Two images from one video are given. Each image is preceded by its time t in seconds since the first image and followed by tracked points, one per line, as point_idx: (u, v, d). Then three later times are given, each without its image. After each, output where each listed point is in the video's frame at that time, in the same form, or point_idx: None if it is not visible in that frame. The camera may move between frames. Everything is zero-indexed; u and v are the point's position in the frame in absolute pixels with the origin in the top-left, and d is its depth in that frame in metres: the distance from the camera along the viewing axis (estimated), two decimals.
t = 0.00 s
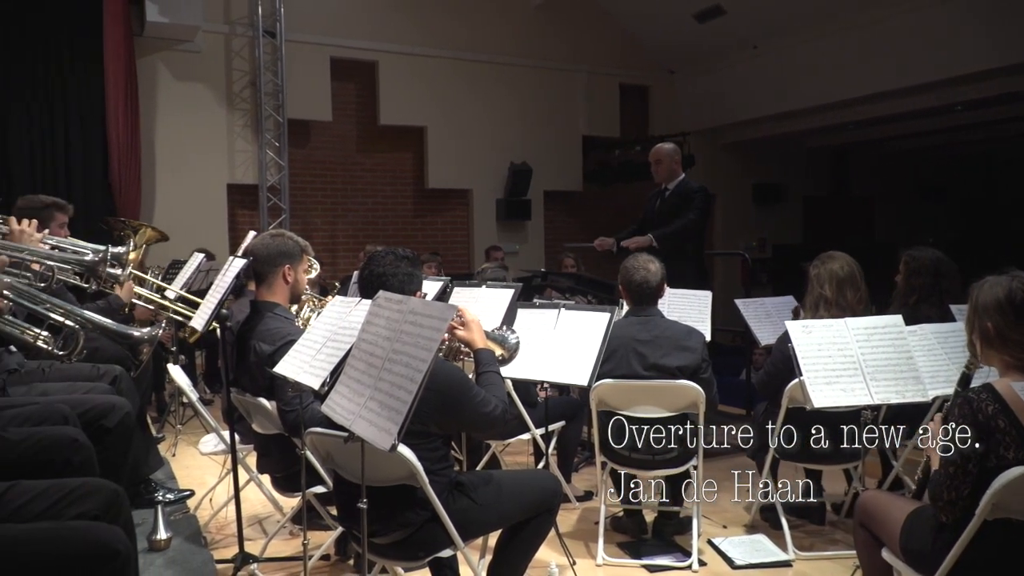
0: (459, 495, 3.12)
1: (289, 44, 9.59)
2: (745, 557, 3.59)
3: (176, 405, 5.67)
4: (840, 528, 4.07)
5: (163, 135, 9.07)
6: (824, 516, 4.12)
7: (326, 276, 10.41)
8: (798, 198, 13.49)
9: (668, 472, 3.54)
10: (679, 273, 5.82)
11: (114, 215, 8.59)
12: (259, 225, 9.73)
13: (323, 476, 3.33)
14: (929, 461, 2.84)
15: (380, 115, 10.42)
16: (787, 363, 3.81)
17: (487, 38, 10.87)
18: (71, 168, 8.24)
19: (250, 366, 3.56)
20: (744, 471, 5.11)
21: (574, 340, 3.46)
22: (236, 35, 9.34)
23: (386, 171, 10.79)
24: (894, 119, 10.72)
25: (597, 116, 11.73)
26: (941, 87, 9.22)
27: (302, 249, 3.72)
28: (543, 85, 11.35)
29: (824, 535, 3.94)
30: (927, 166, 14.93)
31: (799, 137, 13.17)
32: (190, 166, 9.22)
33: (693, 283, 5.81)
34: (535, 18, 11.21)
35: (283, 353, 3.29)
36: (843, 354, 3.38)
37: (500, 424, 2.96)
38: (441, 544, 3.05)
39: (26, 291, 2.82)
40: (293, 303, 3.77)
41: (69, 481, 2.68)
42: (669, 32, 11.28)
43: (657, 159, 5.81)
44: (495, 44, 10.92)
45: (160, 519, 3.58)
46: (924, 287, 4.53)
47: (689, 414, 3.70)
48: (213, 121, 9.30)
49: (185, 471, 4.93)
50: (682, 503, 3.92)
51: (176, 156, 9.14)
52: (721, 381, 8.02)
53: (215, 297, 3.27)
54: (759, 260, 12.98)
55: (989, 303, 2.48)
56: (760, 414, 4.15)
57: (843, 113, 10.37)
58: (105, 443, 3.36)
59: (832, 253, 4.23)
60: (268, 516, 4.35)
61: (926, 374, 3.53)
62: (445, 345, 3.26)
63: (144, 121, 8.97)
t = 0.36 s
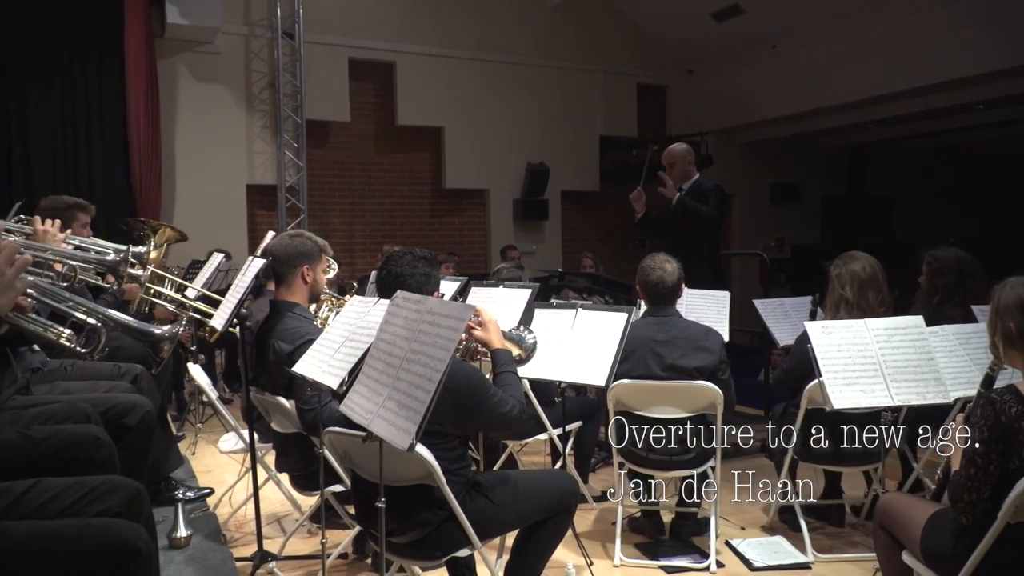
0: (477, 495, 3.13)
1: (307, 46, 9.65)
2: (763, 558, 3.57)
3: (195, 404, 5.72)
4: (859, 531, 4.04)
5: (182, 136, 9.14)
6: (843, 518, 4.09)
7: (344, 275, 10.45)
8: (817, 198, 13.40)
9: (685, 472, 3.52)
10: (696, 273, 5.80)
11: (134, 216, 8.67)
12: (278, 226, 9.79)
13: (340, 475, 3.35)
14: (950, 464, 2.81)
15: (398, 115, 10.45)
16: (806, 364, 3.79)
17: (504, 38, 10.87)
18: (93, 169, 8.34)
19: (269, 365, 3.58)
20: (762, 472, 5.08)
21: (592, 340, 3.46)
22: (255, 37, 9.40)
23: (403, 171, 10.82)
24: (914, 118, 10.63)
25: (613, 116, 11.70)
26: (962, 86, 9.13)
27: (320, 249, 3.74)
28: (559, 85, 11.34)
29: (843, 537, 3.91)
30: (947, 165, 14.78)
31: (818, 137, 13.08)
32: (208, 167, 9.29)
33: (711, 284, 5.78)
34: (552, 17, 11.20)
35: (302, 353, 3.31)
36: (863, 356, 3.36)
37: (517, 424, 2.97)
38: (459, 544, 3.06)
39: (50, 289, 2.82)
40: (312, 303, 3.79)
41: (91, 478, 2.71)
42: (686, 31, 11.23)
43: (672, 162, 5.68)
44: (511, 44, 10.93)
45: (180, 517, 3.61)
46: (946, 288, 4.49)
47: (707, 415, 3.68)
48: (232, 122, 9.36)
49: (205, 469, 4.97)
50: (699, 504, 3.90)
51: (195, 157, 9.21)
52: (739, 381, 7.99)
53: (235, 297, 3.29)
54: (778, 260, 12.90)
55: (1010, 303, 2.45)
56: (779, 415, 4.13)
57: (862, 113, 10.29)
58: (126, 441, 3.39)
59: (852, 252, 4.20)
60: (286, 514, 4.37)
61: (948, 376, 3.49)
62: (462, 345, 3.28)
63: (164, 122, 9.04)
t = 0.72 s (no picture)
0: (495, 495, 3.14)
1: (326, 47, 9.70)
2: (783, 560, 3.55)
3: (215, 403, 5.76)
4: (881, 533, 4.00)
5: (202, 137, 9.21)
6: (864, 520, 4.05)
7: (362, 275, 10.49)
8: (836, 197, 13.29)
9: (704, 473, 3.50)
10: (714, 273, 5.78)
11: (156, 217, 8.76)
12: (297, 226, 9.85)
13: (359, 474, 3.37)
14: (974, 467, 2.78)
15: (416, 116, 10.48)
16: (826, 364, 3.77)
17: (522, 38, 10.88)
18: (115, 170, 8.42)
19: (289, 365, 3.60)
20: (782, 473, 5.05)
21: (611, 340, 3.45)
22: (275, 38, 9.46)
23: (421, 171, 10.86)
24: (936, 117, 10.52)
25: (631, 116, 11.67)
26: (985, 85, 9.04)
27: (340, 249, 3.76)
28: (577, 85, 11.33)
29: (864, 540, 3.87)
30: (969, 165, 14.62)
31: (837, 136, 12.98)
32: (228, 167, 9.36)
33: (730, 284, 5.75)
34: (569, 17, 11.19)
35: (321, 352, 3.32)
36: (885, 356, 3.33)
37: (535, 424, 2.99)
38: (477, 544, 3.08)
39: (74, 290, 2.85)
40: (332, 303, 3.81)
41: (113, 476, 2.74)
42: (704, 30, 11.19)
43: (688, 160, 5.71)
44: (529, 44, 10.93)
45: (201, 515, 3.64)
46: (972, 289, 4.44)
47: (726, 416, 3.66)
48: (252, 123, 9.43)
49: (225, 468, 5.01)
50: (718, 505, 3.88)
51: (215, 158, 9.28)
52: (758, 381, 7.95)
53: (256, 296, 3.31)
54: (798, 260, 12.82)
55: None
56: (799, 416, 4.11)
57: (883, 112, 10.21)
58: (148, 439, 3.42)
59: (874, 252, 4.16)
60: (305, 513, 4.40)
61: (972, 378, 3.46)
62: (481, 345, 3.29)
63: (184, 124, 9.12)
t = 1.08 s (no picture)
0: (515, 495, 3.17)
1: (347, 48, 9.75)
2: (805, 563, 3.52)
3: (237, 402, 5.81)
4: (904, 536, 3.96)
5: (223, 138, 9.29)
6: (888, 523, 4.01)
7: (383, 275, 10.54)
8: (857, 197, 13.18)
9: (724, 476, 3.46)
10: (735, 274, 5.75)
11: (179, 217, 8.84)
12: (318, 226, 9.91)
13: (380, 473, 3.39)
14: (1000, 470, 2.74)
15: (436, 116, 10.51)
16: (849, 365, 3.75)
17: (541, 38, 10.87)
18: (140, 170, 8.51)
19: (310, 364, 3.61)
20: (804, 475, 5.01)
21: (630, 340, 3.44)
22: (296, 40, 9.53)
23: (441, 172, 10.89)
24: (960, 115, 10.41)
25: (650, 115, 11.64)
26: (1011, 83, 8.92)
27: (361, 250, 3.77)
28: (596, 84, 11.31)
29: (887, 543, 3.84)
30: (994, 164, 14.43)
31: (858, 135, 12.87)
32: (249, 168, 9.43)
33: (750, 284, 5.72)
34: (588, 17, 11.17)
35: (342, 352, 3.34)
36: (908, 358, 3.30)
37: (554, 424, 3.01)
38: (497, 544, 3.10)
39: (99, 289, 2.89)
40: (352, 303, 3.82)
41: (138, 474, 2.77)
42: (724, 29, 11.13)
43: (707, 160, 5.68)
44: (549, 44, 10.92)
45: (223, 513, 3.67)
46: (999, 290, 4.39)
47: (747, 418, 3.62)
48: (273, 124, 9.49)
49: (247, 466, 5.04)
50: (738, 507, 3.86)
51: (237, 158, 9.36)
52: (779, 382, 7.90)
53: (277, 297, 3.33)
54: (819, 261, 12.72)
55: None
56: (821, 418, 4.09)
57: (905, 110, 10.10)
58: (172, 437, 3.45)
59: (897, 252, 4.12)
60: (325, 511, 4.41)
61: (998, 380, 3.41)
62: (501, 345, 3.31)
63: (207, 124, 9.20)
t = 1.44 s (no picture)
0: (535, 496, 3.21)
1: (368, 49, 9.79)
2: (828, 566, 3.45)
3: (259, 402, 5.85)
4: (930, 540, 3.91)
5: (245, 138, 9.36)
6: (913, 527, 3.97)
7: (403, 275, 10.58)
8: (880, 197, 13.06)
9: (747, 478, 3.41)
10: (759, 274, 5.71)
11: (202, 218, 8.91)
12: (339, 226, 9.95)
13: (401, 473, 3.42)
14: None
15: (456, 116, 10.53)
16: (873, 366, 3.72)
17: (561, 37, 10.85)
18: (162, 171, 8.59)
19: (331, 364, 3.62)
20: (828, 478, 4.97)
21: (652, 340, 3.43)
22: (318, 40, 9.58)
23: (461, 172, 10.91)
24: (985, 113, 10.28)
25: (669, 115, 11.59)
26: None
27: (383, 250, 3.78)
28: (615, 84, 11.27)
29: (912, 546, 3.79)
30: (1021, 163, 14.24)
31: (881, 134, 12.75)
32: (271, 168, 9.49)
33: (774, 285, 5.68)
34: (608, 15, 11.13)
35: (363, 352, 3.34)
36: (934, 359, 3.26)
37: (574, 425, 3.05)
38: (517, 544, 3.14)
39: (123, 290, 2.91)
40: (374, 303, 3.84)
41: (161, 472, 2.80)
42: (745, 28, 11.06)
43: (732, 159, 5.63)
44: (569, 43, 10.90)
45: (245, 511, 3.69)
46: None
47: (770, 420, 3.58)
48: (295, 125, 9.55)
49: (269, 465, 5.07)
50: (761, 509, 3.83)
51: (259, 159, 9.42)
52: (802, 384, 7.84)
53: (299, 296, 3.34)
54: (843, 261, 12.61)
55: None
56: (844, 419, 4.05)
57: (929, 109, 10.00)
58: (194, 436, 3.48)
59: (921, 251, 4.06)
60: (346, 511, 4.42)
61: None
62: (522, 346, 3.34)
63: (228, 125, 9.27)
